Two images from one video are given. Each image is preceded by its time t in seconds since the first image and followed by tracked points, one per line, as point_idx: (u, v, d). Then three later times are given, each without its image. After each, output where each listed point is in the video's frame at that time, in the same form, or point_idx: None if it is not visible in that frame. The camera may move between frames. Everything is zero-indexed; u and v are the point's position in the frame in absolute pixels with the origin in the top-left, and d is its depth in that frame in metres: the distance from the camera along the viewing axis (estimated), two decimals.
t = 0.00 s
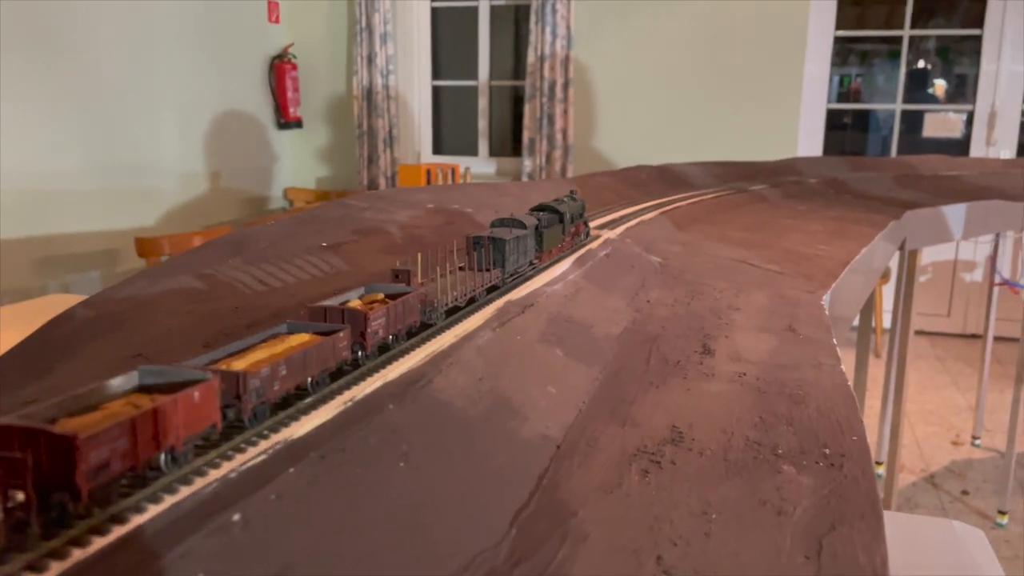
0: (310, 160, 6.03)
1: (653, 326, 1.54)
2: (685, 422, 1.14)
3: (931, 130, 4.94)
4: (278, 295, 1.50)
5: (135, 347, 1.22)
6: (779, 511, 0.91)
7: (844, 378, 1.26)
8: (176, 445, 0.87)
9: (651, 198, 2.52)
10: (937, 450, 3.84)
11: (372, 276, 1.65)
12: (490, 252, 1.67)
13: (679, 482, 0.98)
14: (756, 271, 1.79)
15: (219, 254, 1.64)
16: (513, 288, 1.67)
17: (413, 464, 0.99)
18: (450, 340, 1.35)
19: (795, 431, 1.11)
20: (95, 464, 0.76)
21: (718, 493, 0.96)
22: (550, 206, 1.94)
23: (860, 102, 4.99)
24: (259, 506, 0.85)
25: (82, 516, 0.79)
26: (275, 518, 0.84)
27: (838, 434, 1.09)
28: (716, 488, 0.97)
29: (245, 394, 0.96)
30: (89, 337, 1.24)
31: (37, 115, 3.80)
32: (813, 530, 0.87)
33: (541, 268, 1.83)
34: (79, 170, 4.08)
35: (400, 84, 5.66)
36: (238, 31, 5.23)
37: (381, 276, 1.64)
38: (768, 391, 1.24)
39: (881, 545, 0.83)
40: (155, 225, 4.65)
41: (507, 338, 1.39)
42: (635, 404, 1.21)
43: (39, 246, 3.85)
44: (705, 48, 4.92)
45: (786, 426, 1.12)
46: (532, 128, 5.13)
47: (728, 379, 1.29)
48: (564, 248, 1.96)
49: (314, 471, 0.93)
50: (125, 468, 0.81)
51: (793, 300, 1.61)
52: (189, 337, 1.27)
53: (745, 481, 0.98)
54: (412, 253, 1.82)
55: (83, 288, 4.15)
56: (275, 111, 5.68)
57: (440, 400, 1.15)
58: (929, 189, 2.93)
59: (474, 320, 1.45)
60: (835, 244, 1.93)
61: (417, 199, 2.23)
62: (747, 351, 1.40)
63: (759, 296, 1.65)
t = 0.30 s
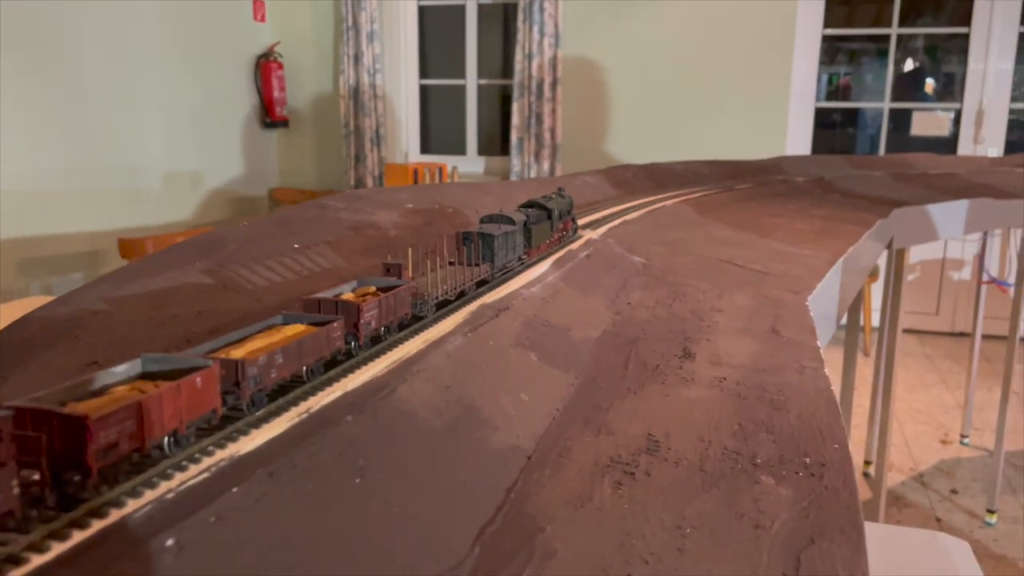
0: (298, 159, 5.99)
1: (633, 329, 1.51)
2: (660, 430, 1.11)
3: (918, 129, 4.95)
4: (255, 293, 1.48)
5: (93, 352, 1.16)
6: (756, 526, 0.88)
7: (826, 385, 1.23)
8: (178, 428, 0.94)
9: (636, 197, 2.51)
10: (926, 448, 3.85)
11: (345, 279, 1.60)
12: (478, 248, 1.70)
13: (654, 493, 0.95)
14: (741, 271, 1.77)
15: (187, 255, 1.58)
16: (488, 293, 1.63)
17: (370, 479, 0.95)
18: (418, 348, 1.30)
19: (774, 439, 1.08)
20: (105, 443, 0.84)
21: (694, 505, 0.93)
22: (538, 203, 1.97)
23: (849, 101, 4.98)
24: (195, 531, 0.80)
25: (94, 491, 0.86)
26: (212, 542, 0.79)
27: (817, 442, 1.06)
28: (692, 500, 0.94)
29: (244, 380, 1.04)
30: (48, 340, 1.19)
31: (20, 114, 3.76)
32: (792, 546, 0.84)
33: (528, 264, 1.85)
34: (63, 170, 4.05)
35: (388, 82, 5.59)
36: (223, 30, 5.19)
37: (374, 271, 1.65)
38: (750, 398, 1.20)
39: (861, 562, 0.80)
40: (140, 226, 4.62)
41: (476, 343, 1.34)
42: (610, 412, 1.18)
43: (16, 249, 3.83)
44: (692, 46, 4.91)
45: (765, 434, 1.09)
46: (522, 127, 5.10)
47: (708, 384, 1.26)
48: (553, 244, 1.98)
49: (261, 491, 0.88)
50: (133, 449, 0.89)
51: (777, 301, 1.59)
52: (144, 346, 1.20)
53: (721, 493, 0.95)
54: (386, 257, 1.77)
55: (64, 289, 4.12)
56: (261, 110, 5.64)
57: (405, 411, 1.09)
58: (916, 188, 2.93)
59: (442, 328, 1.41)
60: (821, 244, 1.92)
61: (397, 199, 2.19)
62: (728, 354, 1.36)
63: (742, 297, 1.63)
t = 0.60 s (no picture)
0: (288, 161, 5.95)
1: (609, 341, 1.41)
2: (631, 451, 1.01)
3: (910, 131, 4.93)
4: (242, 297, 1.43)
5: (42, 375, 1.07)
6: (725, 554, 0.80)
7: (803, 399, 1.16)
8: (177, 428, 0.91)
9: (621, 202, 2.46)
10: (917, 452, 3.84)
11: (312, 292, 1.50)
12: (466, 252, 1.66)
13: (618, 522, 0.85)
14: (724, 280, 1.70)
15: (150, 265, 1.49)
16: (458, 307, 1.54)
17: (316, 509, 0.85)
18: (382, 362, 1.22)
19: (747, 460, 0.99)
20: (108, 440, 0.81)
21: (659, 533, 0.84)
22: (525, 207, 1.95)
23: (850, 104, 4.98)
24: None
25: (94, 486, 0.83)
26: None
27: (791, 463, 0.98)
28: (658, 528, 0.84)
29: (238, 380, 1.00)
30: None
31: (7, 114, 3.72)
32: None
33: (517, 267, 1.83)
34: (51, 170, 4.01)
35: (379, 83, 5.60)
36: (214, 30, 5.15)
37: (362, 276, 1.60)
38: (720, 414, 1.12)
39: None
40: (129, 228, 4.58)
41: (442, 358, 1.24)
42: (580, 431, 1.07)
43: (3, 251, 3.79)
44: (685, 47, 4.91)
45: (739, 455, 1.00)
46: (514, 129, 5.09)
47: (682, 401, 1.16)
48: (541, 248, 1.96)
49: (197, 532, 0.77)
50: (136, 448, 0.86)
51: (759, 311, 1.52)
52: (91, 365, 1.12)
53: (687, 520, 0.86)
54: (360, 266, 1.68)
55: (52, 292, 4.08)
56: (252, 112, 5.61)
57: (360, 437, 0.99)
58: (906, 193, 2.91)
59: (404, 345, 1.30)
60: (806, 253, 1.87)
61: (376, 205, 2.12)
62: (705, 366, 1.28)
63: (725, 306, 1.55)
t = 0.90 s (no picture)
0: (282, 164, 5.93)
1: (590, 351, 1.26)
2: (601, 469, 0.91)
3: (905, 134, 4.92)
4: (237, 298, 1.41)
5: None
6: None
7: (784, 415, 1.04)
8: (176, 422, 0.93)
9: (610, 207, 2.42)
10: (910, 455, 3.83)
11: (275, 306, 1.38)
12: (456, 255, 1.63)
13: (586, 549, 0.76)
14: (708, 285, 1.54)
15: (117, 274, 1.43)
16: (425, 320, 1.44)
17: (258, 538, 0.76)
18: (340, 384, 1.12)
19: (722, 480, 0.88)
20: (108, 434, 0.83)
21: (624, 562, 0.74)
22: (516, 211, 1.93)
23: (837, 107, 4.97)
24: None
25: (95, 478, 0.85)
26: None
27: (767, 482, 0.87)
28: (623, 555, 0.75)
29: (233, 377, 1.01)
30: None
31: None
32: None
33: (506, 271, 1.81)
34: (41, 172, 3.99)
35: (374, 84, 5.57)
36: (207, 32, 5.13)
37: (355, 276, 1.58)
38: (701, 433, 1.00)
39: None
40: (121, 230, 4.55)
41: (403, 379, 1.11)
42: (552, 448, 0.97)
43: None
44: (678, 50, 4.90)
45: (713, 474, 0.89)
46: (507, 132, 5.08)
47: (657, 416, 1.05)
48: (530, 251, 1.94)
49: (124, 567, 0.71)
50: (136, 440, 0.88)
51: (747, 320, 1.37)
52: (53, 377, 1.05)
53: (656, 547, 0.76)
54: (331, 277, 1.57)
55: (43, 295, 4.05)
56: (245, 114, 5.59)
57: (316, 456, 0.90)
58: (899, 197, 2.88)
59: (367, 362, 1.21)
60: (797, 257, 1.74)
61: (357, 210, 2.06)
62: (685, 378, 1.15)
63: (709, 316, 1.40)
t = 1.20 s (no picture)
0: (276, 166, 5.91)
1: (570, 363, 1.20)
2: (576, 490, 0.86)
3: (899, 137, 4.91)
4: (234, 295, 1.42)
5: None
6: None
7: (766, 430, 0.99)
8: (179, 415, 0.96)
9: (602, 211, 2.40)
10: (905, 459, 3.82)
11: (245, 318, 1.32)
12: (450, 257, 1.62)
13: None
14: (693, 291, 1.48)
15: (92, 279, 1.40)
16: (404, 330, 1.38)
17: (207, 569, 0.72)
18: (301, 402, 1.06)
19: (700, 502, 0.83)
20: (117, 426, 0.86)
21: None
22: (509, 214, 1.91)
23: (831, 110, 4.96)
24: None
25: (104, 469, 0.88)
26: None
27: (745, 503, 0.82)
28: None
29: (234, 373, 1.04)
30: None
31: None
32: None
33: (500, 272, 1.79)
34: (32, 174, 3.96)
35: (368, 86, 5.54)
36: (200, 34, 5.11)
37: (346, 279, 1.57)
38: (681, 449, 0.95)
39: None
40: (113, 233, 4.52)
41: (368, 399, 1.06)
42: (525, 467, 0.91)
43: None
44: (673, 52, 4.89)
45: (691, 495, 0.84)
46: (502, 134, 5.06)
47: (637, 432, 0.99)
48: (524, 254, 1.92)
49: None
50: (142, 433, 0.90)
51: (733, 328, 1.31)
52: (31, 379, 1.03)
53: None
54: (308, 287, 1.51)
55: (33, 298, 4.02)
56: (238, 116, 5.57)
57: (271, 479, 0.86)
58: (893, 201, 2.87)
59: (336, 378, 1.15)
60: (787, 263, 1.70)
61: (341, 214, 2.02)
62: (667, 390, 1.10)
63: (696, 323, 1.34)
